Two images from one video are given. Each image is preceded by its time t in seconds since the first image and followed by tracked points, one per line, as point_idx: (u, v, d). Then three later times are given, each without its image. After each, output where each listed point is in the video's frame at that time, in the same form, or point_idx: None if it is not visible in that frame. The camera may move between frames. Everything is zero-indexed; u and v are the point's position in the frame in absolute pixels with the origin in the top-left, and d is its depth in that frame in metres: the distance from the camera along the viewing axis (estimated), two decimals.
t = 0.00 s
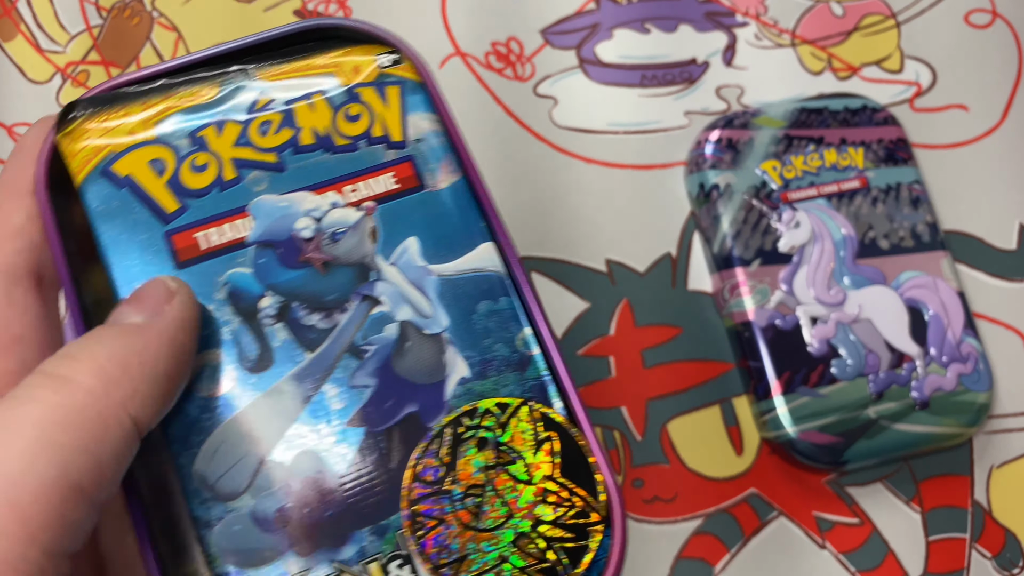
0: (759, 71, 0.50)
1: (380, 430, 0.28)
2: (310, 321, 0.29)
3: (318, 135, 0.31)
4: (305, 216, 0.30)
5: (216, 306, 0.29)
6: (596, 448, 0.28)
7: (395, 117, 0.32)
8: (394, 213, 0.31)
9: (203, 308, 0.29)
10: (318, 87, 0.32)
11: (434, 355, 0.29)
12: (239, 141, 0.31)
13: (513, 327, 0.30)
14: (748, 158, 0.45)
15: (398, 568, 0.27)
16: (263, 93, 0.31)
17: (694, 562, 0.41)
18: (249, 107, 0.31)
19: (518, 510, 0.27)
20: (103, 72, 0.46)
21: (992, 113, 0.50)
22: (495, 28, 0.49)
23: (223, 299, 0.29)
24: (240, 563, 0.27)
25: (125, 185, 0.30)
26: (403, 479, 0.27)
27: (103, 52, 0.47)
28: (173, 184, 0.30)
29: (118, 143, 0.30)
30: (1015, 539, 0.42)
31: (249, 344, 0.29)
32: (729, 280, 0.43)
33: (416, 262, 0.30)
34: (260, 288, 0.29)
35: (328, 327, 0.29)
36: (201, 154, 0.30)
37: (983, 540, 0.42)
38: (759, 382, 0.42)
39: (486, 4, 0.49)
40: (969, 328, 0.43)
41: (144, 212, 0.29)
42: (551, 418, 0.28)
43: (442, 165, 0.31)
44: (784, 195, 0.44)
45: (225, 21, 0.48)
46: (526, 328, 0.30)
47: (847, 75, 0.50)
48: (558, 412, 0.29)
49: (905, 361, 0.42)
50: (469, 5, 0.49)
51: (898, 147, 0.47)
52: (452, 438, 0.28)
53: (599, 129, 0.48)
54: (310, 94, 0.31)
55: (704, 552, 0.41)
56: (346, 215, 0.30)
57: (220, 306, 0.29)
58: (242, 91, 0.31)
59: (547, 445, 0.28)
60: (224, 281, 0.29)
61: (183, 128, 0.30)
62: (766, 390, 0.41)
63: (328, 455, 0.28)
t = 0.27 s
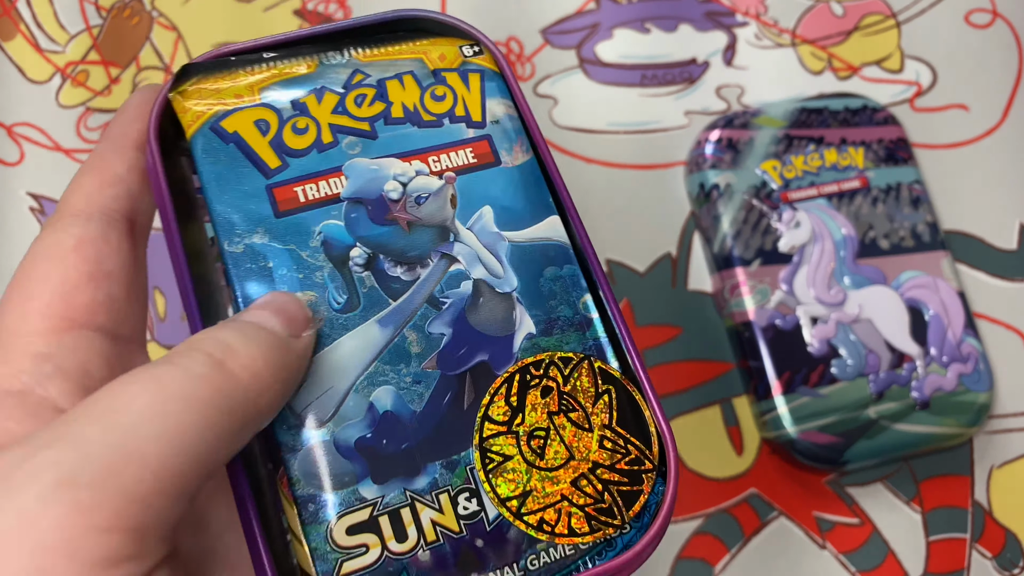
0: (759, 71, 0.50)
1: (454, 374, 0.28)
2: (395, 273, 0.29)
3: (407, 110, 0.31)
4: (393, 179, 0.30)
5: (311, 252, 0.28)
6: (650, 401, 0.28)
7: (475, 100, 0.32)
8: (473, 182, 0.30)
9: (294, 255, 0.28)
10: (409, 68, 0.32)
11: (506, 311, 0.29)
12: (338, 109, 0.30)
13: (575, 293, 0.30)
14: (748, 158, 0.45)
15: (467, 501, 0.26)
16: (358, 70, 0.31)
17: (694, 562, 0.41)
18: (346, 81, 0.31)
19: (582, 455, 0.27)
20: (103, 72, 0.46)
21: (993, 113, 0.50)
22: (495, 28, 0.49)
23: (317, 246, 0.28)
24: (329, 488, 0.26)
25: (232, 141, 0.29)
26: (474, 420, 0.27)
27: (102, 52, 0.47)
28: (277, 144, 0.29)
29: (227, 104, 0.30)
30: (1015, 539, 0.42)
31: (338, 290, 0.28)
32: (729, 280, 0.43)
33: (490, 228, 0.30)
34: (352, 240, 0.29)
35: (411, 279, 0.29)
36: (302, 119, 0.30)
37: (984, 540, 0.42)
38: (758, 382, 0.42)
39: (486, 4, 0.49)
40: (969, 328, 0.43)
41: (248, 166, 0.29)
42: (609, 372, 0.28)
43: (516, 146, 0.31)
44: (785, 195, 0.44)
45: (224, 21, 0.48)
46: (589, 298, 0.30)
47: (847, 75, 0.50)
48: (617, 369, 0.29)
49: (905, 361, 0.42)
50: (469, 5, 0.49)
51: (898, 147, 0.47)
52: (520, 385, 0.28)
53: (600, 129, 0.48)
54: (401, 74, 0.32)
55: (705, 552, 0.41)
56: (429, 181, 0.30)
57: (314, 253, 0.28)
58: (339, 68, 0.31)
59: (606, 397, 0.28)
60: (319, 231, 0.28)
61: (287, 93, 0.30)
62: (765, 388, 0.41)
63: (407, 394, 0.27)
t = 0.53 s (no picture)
0: (759, 71, 0.50)
1: (420, 360, 0.30)
2: (368, 261, 0.30)
3: (385, 100, 0.32)
4: (368, 170, 0.31)
5: (287, 240, 0.30)
6: (602, 393, 0.30)
7: (452, 90, 0.33)
8: (445, 174, 0.32)
9: (271, 242, 0.30)
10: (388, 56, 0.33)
11: (471, 302, 0.31)
12: (317, 98, 0.32)
13: (538, 283, 0.31)
14: (748, 158, 0.45)
15: (426, 479, 0.29)
16: (339, 57, 0.32)
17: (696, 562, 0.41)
18: (327, 69, 0.32)
19: (533, 439, 0.29)
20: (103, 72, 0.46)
21: (992, 113, 0.50)
22: (496, 28, 0.49)
23: (293, 234, 0.30)
24: (294, 462, 0.28)
25: (214, 128, 0.30)
26: (435, 405, 0.29)
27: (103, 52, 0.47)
28: (258, 133, 0.31)
29: (210, 89, 0.31)
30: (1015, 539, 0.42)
31: (313, 276, 0.30)
32: (729, 280, 0.43)
33: (461, 219, 0.31)
34: (328, 229, 0.30)
35: (383, 268, 0.30)
36: (282, 108, 0.31)
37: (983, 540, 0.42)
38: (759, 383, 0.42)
39: (486, 4, 0.49)
40: (968, 328, 0.43)
41: (228, 151, 0.30)
42: (565, 364, 0.30)
43: (490, 137, 0.33)
44: (784, 195, 0.44)
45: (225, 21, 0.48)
46: (552, 288, 0.31)
47: (846, 75, 0.50)
48: (574, 359, 0.30)
49: (904, 361, 0.42)
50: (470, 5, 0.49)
51: (898, 147, 0.47)
52: (480, 374, 0.30)
53: (599, 129, 0.48)
54: (379, 62, 0.33)
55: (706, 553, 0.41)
56: (404, 172, 0.32)
57: (290, 241, 0.30)
58: (320, 54, 0.32)
59: (561, 386, 0.30)
60: (296, 219, 0.30)
61: (268, 80, 0.31)
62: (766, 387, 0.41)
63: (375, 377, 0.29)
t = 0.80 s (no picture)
0: (758, 71, 0.50)
1: (422, 391, 0.30)
2: (383, 283, 0.31)
3: (423, 113, 0.32)
4: (396, 186, 0.31)
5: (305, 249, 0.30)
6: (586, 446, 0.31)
7: (493, 110, 0.33)
8: (472, 202, 0.32)
9: (287, 250, 0.30)
10: (432, 65, 0.33)
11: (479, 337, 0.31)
12: (352, 102, 0.32)
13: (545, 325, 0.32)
14: (748, 158, 0.45)
15: (411, 509, 0.30)
16: (380, 58, 0.32)
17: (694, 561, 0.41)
18: (365, 70, 0.32)
19: (519, 483, 0.30)
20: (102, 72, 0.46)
21: (992, 114, 0.50)
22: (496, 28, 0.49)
23: (311, 245, 0.30)
24: (289, 482, 0.29)
25: (241, 120, 0.30)
26: (429, 439, 0.30)
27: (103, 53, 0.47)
28: (285, 131, 0.31)
29: (242, 77, 0.30)
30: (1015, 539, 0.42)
31: (326, 293, 0.30)
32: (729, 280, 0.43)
33: (480, 251, 0.32)
34: (346, 244, 0.30)
35: (397, 292, 0.31)
36: (315, 107, 0.31)
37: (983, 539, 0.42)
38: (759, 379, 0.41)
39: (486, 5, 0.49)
40: (968, 328, 0.43)
41: (253, 148, 0.30)
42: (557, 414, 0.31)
43: (523, 166, 0.33)
44: (784, 195, 0.45)
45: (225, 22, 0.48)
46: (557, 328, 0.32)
47: (846, 75, 0.50)
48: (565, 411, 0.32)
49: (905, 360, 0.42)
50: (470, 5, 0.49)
51: (897, 147, 0.47)
52: (477, 417, 0.31)
53: (599, 129, 0.48)
54: (422, 70, 0.33)
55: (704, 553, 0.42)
56: (431, 193, 0.32)
57: (306, 251, 0.30)
58: (359, 52, 0.32)
59: (555, 438, 0.31)
60: (314, 230, 0.30)
61: (301, 75, 0.31)
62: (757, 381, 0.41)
63: (375, 404, 0.30)
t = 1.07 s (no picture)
0: (758, 71, 0.50)
1: (416, 405, 0.30)
2: (380, 299, 0.31)
3: (421, 133, 0.32)
4: (395, 205, 0.31)
5: (305, 267, 0.30)
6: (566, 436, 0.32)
7: (487, 132, 0.33)
8: (467, 220, 0.32)
9: (288, 267, 0.29)
10: (431, 86, 0.32)
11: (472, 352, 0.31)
12: (353, 120, 0.31)
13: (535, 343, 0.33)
14: (748, 158, 0.45)
15: (404, 518, 0.30)
16: (381, 78, 0.32)
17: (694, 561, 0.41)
18: (367, 89, 0.32)
19: (506, 481, 0.30)
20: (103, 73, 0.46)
21: (992, 114, 0.50)
22: (495, 28, 0.49)
23: (312, 262, 0.30)
24: (283, 492, 0.29)
25: (243, 135, 0.29)
26: (421, 450, 0.30)
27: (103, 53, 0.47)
28: (288, 147, 0.30)
29: (244, 93, 0.30)
30: (1015, 539, 0.42)
31: (325, 309, 0.30)
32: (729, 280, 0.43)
33: (474, 267, 0.32)
34: (346, 261, 0.30)
35: (393, 307, 0.31)
36: (316, 125, 0.31)
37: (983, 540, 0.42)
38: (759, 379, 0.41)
39: (486, 5, 0.49)
40: (968, 328, 0.43)
41: (255, 163, 0.29)
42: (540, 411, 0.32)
43: (514, 188, 0.33)
44: (784, 195, 0.45)
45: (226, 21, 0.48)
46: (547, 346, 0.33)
47: (846, 75, 0.50)
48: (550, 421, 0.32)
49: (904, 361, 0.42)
50: (470, 5, 0.49)
51: (897, 147, 0.47)
52: (465, 419, 0.31)
53: (599, 129, 0.48)
54: (421, 90, 0.32)
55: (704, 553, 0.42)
56: (428, 212, 0.31)
57: (307, 268, 0.30)
58: (362, 70, 0.32)
59: (539, 434, 0.31)
60: (314, 247, 0.30)
61: (305, 92, 0.31)
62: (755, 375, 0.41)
63: (371, 417, 0.30)
